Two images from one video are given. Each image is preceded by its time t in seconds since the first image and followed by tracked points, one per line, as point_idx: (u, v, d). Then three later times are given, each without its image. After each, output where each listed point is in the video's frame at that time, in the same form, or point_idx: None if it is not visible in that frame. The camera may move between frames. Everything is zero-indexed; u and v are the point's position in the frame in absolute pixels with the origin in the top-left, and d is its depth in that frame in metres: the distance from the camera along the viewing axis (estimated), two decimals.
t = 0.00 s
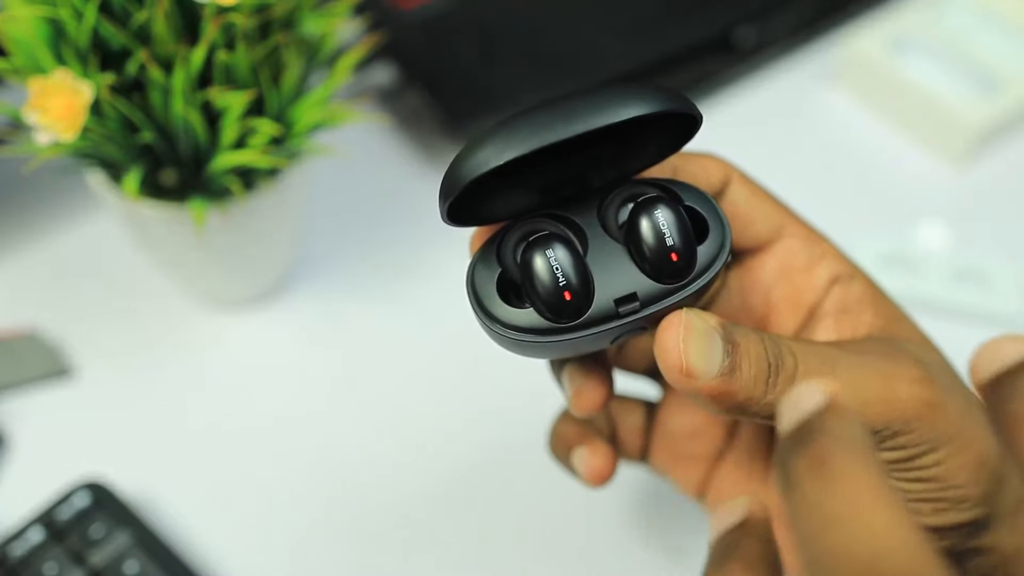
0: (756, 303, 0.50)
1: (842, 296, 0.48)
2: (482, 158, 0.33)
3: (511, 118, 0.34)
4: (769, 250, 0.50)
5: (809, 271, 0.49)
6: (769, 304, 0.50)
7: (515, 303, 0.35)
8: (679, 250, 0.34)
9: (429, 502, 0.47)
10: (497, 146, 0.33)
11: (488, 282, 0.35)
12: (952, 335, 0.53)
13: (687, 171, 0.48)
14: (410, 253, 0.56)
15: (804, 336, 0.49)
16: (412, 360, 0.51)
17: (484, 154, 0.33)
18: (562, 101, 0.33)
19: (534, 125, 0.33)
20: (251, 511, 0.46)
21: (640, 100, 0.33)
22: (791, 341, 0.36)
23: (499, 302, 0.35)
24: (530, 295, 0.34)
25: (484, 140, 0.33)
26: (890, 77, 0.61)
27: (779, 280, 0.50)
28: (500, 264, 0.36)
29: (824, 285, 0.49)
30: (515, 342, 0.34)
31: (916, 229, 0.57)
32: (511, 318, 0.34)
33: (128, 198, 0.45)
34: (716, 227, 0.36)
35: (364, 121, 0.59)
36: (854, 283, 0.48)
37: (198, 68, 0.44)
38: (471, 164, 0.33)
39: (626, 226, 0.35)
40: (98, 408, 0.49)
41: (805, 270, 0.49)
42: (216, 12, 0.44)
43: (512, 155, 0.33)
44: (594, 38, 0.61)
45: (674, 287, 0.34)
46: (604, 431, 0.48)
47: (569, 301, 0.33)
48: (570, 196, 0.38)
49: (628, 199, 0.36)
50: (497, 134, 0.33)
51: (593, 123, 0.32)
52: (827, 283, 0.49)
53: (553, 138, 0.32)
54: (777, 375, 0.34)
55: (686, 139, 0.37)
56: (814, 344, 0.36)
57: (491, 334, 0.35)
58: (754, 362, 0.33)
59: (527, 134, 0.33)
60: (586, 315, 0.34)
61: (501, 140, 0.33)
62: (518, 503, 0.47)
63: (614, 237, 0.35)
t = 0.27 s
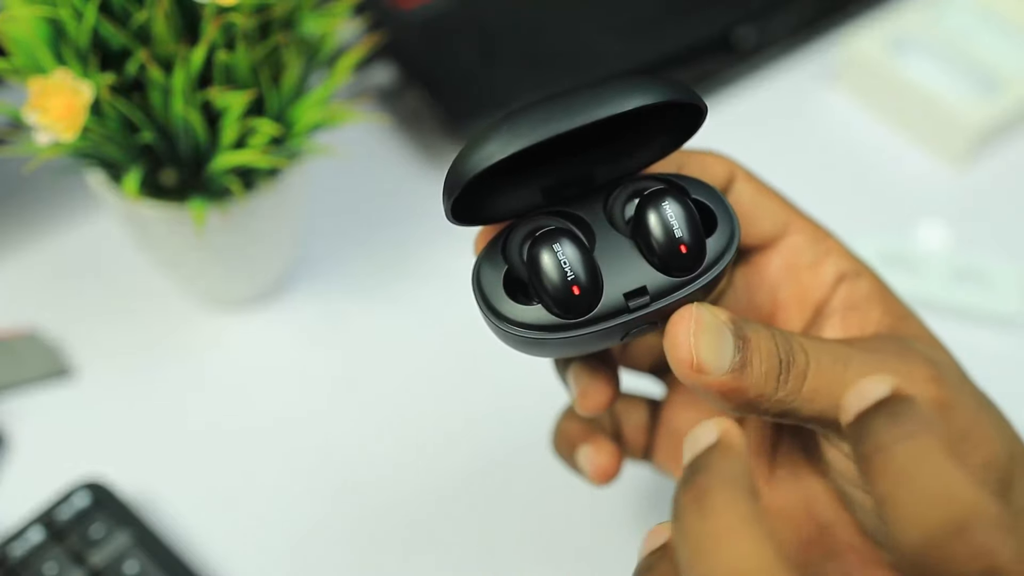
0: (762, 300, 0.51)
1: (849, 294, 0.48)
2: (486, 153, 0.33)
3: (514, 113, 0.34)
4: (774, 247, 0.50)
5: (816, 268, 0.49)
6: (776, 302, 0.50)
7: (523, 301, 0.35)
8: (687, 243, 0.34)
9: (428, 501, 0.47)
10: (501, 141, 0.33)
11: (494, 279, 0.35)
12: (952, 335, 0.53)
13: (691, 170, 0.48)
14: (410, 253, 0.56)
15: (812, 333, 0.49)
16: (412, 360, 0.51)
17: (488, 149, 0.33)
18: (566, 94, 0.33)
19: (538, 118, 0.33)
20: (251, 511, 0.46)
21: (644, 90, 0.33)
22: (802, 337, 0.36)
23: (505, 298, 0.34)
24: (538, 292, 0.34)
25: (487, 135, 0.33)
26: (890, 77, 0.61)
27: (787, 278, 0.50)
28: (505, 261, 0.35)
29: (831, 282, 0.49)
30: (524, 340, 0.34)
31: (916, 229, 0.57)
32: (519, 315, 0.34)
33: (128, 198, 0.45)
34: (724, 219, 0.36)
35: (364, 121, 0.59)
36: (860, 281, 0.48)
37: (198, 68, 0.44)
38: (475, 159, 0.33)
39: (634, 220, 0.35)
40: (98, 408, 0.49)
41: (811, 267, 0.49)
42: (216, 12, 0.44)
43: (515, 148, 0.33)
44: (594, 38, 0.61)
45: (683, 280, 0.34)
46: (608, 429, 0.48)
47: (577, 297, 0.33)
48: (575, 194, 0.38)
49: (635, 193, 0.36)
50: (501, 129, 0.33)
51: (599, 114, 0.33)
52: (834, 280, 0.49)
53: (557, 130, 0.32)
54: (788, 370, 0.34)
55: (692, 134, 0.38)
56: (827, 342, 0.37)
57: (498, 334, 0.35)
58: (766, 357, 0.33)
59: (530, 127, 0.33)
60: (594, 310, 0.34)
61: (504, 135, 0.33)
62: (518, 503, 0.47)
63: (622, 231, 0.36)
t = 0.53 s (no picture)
0: (754, 297, 0.51)
1: (841, 291, 0.48)
2: (471, 150, 0.33)
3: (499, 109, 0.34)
4: (767, 245, 0.50)
5: (808, 265, 0.49)
6: (768, 299, 0.50)
7: (513, 301, 0.35)
8: (676, 237, 0.34)
9: (428, 501, 0.47)
10: (486, 137, 0.33)
11: (484, 278, 0.35)
12: (952, 335, 0.53)
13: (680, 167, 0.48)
14: (409, 253, 0.56)
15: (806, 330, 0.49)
16: (411, 360, 0.51)
17: (473, 146, 0.33)
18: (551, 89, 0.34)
19: (524, 113, 0.33)
20: (251, 511, 0.46)
21: (630, 82, 0.33)
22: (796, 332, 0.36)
23: (495, 298, 0.34)
24: (528, 290, 0.34)
25: (473, 132, 0.33)
26: (890, 77, 0.61)
27: (779, 275, 0.50)
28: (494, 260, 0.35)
29: (823, 279, 0.49)
30: (515, 338, 0.34)
31: (916, 229, 0.57)
32: (510, 314, 0.34)
33: (128, 198, 0.45)
34: (713, 213, 0.35)
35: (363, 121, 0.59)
36: (853, 278, 0.48)
37: (198, 68, 0.44)
38: (461, 157, 0.33)
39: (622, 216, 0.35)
40: (98, 408, 0.49)
41: (804, 264, 0.49)
42: (216, 12, 0.44)
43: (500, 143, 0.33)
44: (594, 38, 0.61)
45: (674, 274, 0.34)
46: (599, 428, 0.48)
47: (567, 293, 0.33)
48: (564, 192, 0.38)
49: (623, 188, 0.36)
50: (487, 126, 0.33)
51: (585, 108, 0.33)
52: (826, 277, 0.49)
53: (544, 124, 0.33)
54: (782, 365, 0.34)
55: (680, 126, 0.38)
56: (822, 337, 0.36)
57: (489, 334, 0.35)
58: (759, 352, 0.33)
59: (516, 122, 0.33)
60: (584, 306, 0.34)
61: (489, 130, 0.33)
62: (518, 503, 0.47)
63: (611, 228, 0.35)
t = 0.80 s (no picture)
0: (764, 299, 0.51)
1: (851, 294, 0.48)
2: (483, 152, 0.33)
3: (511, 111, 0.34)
4: (778, 245, 0.51)
5: (818, 267, 0.49)
6: (778, 300, 0.51)
7: (523, 304, 0.35)
8: (689, 240, 0.34)
9: (427, 501, 0.47)
10: (496, 140, 0.33)
11: (493, 282, 0.35)
12: (952, 335, 0.53)
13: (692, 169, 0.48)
14: (410, 253, 0.56)
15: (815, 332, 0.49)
16: (412, 360, 0.51)
17: (483, 149, 0.33)
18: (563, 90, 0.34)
19: (536, 114, 0.33)
20: (250, 511, 0.46)
21: (642, 83, 0.33)
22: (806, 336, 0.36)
23: (505, 301, 0.34)
24: (538, 294, 0.34)
25: (484, 134, 0.33)
26: (890, 77, 0.61)
27: (789, 276, 0.50)
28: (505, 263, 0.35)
29: (833, 281, 0.49)
30: (525, 342, 0.34)
31: (915, 229, 0.57)
32: (521, 317, 0.34)
33: (128, 198, 0.45)
34: (725, 215, 0.35)
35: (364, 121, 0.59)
36: (863, 280, 0.47)
37: (198, 68, 0.44)
38: (471, 160, 0.33)
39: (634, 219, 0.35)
40: (98, 408, 0.49)
41: (813, 265, 0.49)
42: (216, 12, 0.44)
43: (510, 147, 0.33)
44: (594, 38, 0.61)
45: (686, 277, 0.34)
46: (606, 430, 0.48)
47: (578, 297, 0.33)
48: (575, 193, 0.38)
49: (634, 191, 0.36)
50: (498, 127, 0.33)
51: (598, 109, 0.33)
52: (837, 279, 0.49)
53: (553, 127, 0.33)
54: (792, 371, 0.34)
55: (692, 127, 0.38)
56: (833, 341, 0.37)
57: (498, 337, 0.35)
58: (768, 357, 0.33)
59: (525, 125, 0.33)
60: (595, 310, 0.33)
61: (500, 134, 0.33)
62: (518, 503, 0.47)
63: (623, 231, 0.35)
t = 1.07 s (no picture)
0: (760, 302, 0.50)
1: (847, 296, 0.47)
2: (479, 153, 0.33)
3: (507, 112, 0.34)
4: (773, 248, 0.50)
5: (814, 270, 0.49)
6: (773, 304, 0.50)
7: (519, 304, 0.35)
8: (685, 241, 0.34)
9: (427, 500, 0.47)
10: (494, 141, 0.33)
11: (490, 283, 0.35)
12: (952, 335, 0.53)
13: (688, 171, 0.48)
14: (410, 253, 0.56)
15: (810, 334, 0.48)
16: (411, 360, 0.51)
17: (481, 150, 0.33)
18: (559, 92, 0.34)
19: (531, 115, 0.33)
20: (250, 511, 0.46)
21: (638, 85, 0.33)
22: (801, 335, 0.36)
23: (502, 302, 0.34)
24: (535, 294, 0.34)
25: (481, 135, 0.33)
26: (889, 77, 0.61)
27: (784, 279, 0.50)
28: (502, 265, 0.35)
29: (829, 284, 0.48)
30: (523, 343, 0.34)
31: (915, 230, 0.57)
32: (517, 318, 0.34)
33: (128, 198, 0.45)
34: (722, 217, 0.36)
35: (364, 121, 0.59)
36: (859, 282, 0.47)
37: (198, 68, 0.44)
38: (468, 160, 0.33)
39: (631, 220, 0.35)
40: (98, 408, 0.49)
41: (810, 268, 0.49)
42: (216, 12, 0.44)
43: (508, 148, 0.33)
44: (594, 38, 0.61)
45: (683, 278, 0.34)
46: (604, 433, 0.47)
47: (574, 298, 0.33)
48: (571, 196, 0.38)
49: (631, 193, 0.36)
50: (494, 129, 0.33)
51: (593, 111, 0.33)
52: (832, 282, 0.48)
53: (550, 128, 0.32)
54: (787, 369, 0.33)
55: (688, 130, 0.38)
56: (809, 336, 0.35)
57: (495, 338, 0.35)
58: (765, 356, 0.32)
59: (522, 126, 0.33)
60: (591, 311, 0.33)
61: (497, 134, 0.33)
62: (518, 503, 0.47)
63: (619, 233, 0.36)
